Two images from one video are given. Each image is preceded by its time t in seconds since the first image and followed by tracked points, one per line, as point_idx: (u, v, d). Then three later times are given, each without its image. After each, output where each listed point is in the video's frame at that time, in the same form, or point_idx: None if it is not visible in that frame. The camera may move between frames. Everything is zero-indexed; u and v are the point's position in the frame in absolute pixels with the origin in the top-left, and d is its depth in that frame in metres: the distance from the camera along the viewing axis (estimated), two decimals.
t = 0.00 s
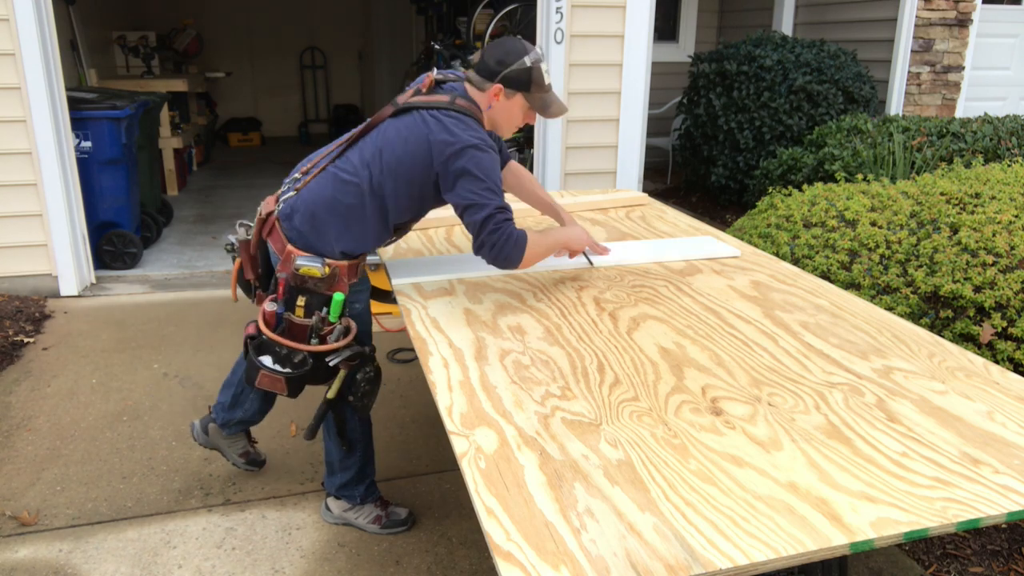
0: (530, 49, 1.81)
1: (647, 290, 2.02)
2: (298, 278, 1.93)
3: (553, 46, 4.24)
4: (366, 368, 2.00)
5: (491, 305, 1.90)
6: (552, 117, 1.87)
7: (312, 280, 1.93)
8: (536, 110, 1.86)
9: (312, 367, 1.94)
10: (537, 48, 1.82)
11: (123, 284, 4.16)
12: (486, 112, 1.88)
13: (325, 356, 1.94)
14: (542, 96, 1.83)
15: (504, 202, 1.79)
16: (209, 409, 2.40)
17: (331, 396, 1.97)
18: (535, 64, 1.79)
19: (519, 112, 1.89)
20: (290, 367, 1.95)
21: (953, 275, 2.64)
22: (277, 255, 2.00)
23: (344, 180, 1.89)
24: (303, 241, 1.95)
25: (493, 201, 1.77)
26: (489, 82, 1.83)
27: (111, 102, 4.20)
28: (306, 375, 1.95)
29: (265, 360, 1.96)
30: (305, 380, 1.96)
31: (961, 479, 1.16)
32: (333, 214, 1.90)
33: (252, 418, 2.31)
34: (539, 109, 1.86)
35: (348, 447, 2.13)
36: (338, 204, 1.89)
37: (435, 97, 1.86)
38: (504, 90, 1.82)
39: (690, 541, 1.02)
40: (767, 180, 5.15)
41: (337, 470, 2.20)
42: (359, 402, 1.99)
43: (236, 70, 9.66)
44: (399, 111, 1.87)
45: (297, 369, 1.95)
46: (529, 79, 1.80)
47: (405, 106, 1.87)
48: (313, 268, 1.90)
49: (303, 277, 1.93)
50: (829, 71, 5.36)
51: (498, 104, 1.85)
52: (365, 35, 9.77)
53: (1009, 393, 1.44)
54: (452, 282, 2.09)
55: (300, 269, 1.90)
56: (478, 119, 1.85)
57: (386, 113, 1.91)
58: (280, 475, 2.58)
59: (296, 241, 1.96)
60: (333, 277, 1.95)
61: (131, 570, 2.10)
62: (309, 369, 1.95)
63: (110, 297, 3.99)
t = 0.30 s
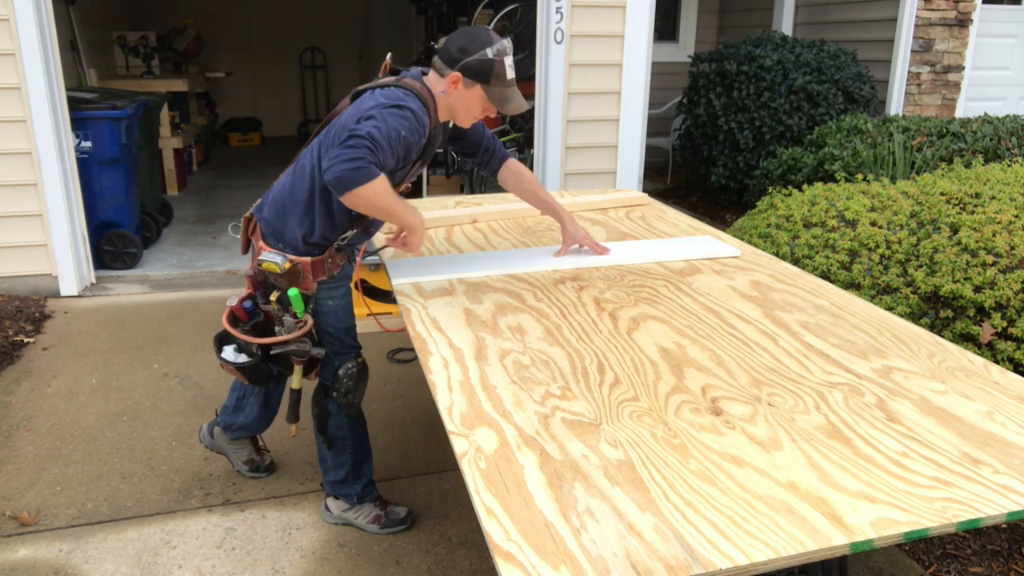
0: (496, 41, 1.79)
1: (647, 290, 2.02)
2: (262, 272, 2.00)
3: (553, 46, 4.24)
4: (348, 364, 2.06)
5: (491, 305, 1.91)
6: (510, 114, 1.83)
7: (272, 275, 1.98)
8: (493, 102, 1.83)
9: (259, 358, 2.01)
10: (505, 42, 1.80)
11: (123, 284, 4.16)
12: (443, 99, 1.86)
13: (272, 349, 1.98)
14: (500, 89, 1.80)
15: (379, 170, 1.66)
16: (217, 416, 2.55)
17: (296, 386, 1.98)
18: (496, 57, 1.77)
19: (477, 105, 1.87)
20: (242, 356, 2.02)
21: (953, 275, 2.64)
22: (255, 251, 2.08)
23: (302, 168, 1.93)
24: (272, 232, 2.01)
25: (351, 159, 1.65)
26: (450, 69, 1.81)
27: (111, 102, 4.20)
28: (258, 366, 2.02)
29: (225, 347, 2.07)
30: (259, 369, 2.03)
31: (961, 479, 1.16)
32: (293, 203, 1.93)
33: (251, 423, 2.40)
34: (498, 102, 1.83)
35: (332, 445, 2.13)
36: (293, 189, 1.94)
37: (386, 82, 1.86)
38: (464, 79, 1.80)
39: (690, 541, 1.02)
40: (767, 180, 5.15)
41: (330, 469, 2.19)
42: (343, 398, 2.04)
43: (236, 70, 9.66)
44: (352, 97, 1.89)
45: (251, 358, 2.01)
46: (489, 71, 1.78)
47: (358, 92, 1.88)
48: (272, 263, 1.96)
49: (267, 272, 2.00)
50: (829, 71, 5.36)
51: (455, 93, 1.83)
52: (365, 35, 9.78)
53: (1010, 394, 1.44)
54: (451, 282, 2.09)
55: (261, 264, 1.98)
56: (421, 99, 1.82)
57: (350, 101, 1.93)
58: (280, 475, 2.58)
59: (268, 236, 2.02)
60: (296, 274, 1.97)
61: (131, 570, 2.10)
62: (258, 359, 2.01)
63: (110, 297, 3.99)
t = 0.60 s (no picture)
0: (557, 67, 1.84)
1: (647, 290, 2.01)
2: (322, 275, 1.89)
3: (553, 46, 4.24)
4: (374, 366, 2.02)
5: (491, 305, 1.90)
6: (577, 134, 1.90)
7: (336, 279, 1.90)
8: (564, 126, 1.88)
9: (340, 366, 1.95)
10: (563, 67, 1.84)
11: (123, 284, 4.16)
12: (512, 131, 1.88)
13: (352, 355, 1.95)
14: (569, 112, 1.84)
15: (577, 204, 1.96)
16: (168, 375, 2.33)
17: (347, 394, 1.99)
18: (562, 83, 1.81)
19: (546, 130, 1.90)
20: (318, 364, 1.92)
21: (953, 275, 2.64)
22: (290, 253, 1.96)
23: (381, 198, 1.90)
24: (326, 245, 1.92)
25: (562, 212, 1.91)
26: (517, 101, 1.84)
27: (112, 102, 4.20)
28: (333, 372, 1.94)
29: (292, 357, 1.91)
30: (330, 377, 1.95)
31: (961, 479, 1.16)
32: (366, 228, 1.92)
33: (215, 384, 2.30)
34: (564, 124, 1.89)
35: (350, 446, 2.14)
36: (376, 221, 1.92)
37: (473, 123, 1.84)
38: (533, 109, 1.83)
39: (690, 541, 1.02)
40: (767, 180, 5.15)
41: (337, 470, 2.20)
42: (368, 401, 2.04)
43: (236, 70, 9.66)
44: (436, 134, 1.85)
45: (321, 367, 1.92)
46: (557, 96, 1.82)
47: (441, 130, 1.85)
48: (338, 266, 1.87)
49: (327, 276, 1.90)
50: (829, 71, 5.36)
51: (530, 124, 1.87)
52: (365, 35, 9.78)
53: (1010, 394, 1.44)
54: (452, 282, 2.09)
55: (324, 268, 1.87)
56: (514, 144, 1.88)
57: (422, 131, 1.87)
58: (280, 475, 2.58)
59: (315, 242, 1.93)
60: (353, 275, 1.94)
61: (131, 570, 2.10)
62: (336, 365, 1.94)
63: (110, 297, 3.99)
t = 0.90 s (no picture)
0: (533, 45, 1.82)
1: (647, 290, 2.01)
2: (302, 275, 1.92)
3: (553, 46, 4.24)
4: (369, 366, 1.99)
5: (491, 305, 1.90)
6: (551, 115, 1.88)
7: (315, 279, 1.92)
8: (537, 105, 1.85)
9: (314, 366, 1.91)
10: (539, 45, 1.83)
11: (123, 284, 4.16)
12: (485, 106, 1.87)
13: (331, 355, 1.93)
14: (544, 90, 1.82)
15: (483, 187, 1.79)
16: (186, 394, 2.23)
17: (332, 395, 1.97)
18: (537, 60, 1.79)
19: (520, 110, 1.89)
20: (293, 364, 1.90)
21: (953, 275, 2.64)
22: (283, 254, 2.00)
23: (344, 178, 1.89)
24: (309, 239, 1.93)
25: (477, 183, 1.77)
26: (491, 78, 1.82)
27: (112, 102, 4.20)
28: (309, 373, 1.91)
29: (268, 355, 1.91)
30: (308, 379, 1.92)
31: (960, 479, 1.16)
32: (337, 214, 1.90)
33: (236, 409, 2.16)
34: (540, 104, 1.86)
35: (348, 445, 2.13)
36: (342, 203, 1.89)
37: (432, 92, 1.87)
38: (507, 87, 1.82)
39: (691, 541, 1.02)
40: (767, 180, 5.15)
41: (337, 470, 2.20)
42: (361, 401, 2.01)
43: (236, 71, 9.66)
44: (398, 106, 1.88)
45: (298, 367, 1.90)
46: (532, 75, 1.79)
47: (402, 102, 1.88)
48: (316, 266, 1.90)
49: (308, 276, 1.92)
50: (829, 71, 5.36)
51: (500, 100, 1.85)
52: (365, 35, 9.78)
53: (1010, 394, 1.44)
54: (452, 282, 2.09)
55: (303, 268, 1.90)
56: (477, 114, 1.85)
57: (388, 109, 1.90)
58: (280, 475, 2.58)
59: (302, 240, 1.94)
60: (338, 276, 1.94)
61: (131, 570, 2.10)
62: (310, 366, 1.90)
63: (110, 297, 4.00)
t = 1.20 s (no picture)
0: None
1: (648, 282, 2.01)
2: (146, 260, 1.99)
3: (553, 46, 4.24)
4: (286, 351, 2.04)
5: (492, 290, 1.90)
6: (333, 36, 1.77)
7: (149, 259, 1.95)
8: (309, 24, 1.76)
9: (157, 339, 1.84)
10: None
11: (123, 284, 4.16)
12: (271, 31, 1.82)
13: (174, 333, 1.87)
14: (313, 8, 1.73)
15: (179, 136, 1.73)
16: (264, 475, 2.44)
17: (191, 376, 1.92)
18: None
19: (298, 30, 1.79)
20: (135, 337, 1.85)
21: (953, 275, 2.64)
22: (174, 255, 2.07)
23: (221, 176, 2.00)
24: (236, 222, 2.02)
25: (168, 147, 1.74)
26: None
27: (112, 102, 4.20)
28: (131, 352, 1.86)
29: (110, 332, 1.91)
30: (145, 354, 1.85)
31: (962, 471, 1.16)
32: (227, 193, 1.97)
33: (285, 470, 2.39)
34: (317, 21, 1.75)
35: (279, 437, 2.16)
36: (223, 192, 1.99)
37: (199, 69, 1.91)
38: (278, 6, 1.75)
39: (693, 522, 1.02)
40: (767, 180, 5.15)
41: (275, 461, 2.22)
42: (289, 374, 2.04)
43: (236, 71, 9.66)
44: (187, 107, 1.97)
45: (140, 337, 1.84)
46: None
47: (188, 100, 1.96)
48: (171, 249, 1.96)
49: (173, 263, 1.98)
50: (829, 71, 5.36)
51: (274, 19, 1.79)
52: (365, 35, 9.78)
53: (1012, 392, 1.44)
54: (452, 267, 2.09)
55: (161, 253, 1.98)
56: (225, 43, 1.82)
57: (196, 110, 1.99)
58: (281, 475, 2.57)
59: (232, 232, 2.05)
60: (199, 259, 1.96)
61: (131, 570, 2.10)
62: (128, 341, 1.85)
63: (110, 297, 3.99)
